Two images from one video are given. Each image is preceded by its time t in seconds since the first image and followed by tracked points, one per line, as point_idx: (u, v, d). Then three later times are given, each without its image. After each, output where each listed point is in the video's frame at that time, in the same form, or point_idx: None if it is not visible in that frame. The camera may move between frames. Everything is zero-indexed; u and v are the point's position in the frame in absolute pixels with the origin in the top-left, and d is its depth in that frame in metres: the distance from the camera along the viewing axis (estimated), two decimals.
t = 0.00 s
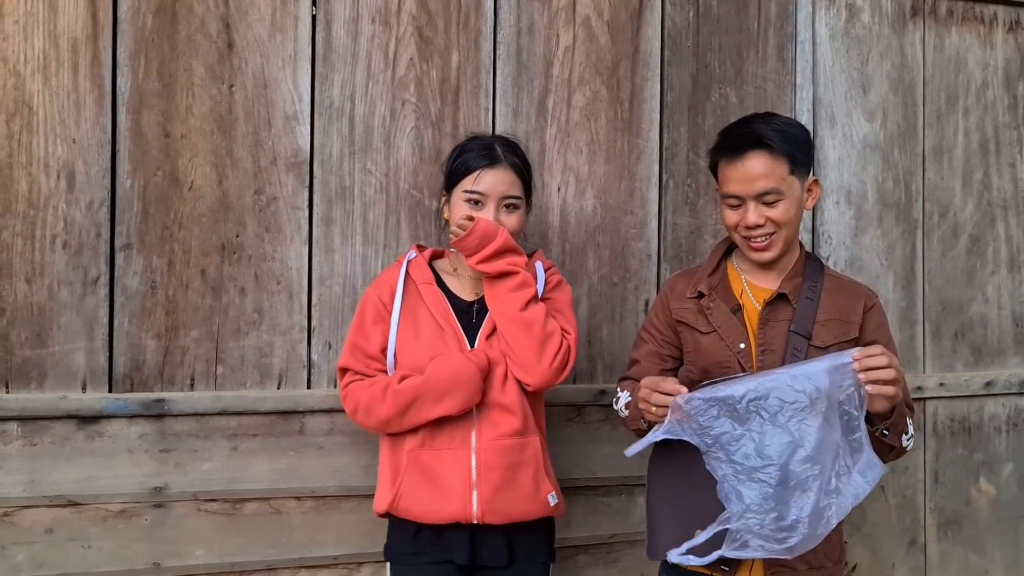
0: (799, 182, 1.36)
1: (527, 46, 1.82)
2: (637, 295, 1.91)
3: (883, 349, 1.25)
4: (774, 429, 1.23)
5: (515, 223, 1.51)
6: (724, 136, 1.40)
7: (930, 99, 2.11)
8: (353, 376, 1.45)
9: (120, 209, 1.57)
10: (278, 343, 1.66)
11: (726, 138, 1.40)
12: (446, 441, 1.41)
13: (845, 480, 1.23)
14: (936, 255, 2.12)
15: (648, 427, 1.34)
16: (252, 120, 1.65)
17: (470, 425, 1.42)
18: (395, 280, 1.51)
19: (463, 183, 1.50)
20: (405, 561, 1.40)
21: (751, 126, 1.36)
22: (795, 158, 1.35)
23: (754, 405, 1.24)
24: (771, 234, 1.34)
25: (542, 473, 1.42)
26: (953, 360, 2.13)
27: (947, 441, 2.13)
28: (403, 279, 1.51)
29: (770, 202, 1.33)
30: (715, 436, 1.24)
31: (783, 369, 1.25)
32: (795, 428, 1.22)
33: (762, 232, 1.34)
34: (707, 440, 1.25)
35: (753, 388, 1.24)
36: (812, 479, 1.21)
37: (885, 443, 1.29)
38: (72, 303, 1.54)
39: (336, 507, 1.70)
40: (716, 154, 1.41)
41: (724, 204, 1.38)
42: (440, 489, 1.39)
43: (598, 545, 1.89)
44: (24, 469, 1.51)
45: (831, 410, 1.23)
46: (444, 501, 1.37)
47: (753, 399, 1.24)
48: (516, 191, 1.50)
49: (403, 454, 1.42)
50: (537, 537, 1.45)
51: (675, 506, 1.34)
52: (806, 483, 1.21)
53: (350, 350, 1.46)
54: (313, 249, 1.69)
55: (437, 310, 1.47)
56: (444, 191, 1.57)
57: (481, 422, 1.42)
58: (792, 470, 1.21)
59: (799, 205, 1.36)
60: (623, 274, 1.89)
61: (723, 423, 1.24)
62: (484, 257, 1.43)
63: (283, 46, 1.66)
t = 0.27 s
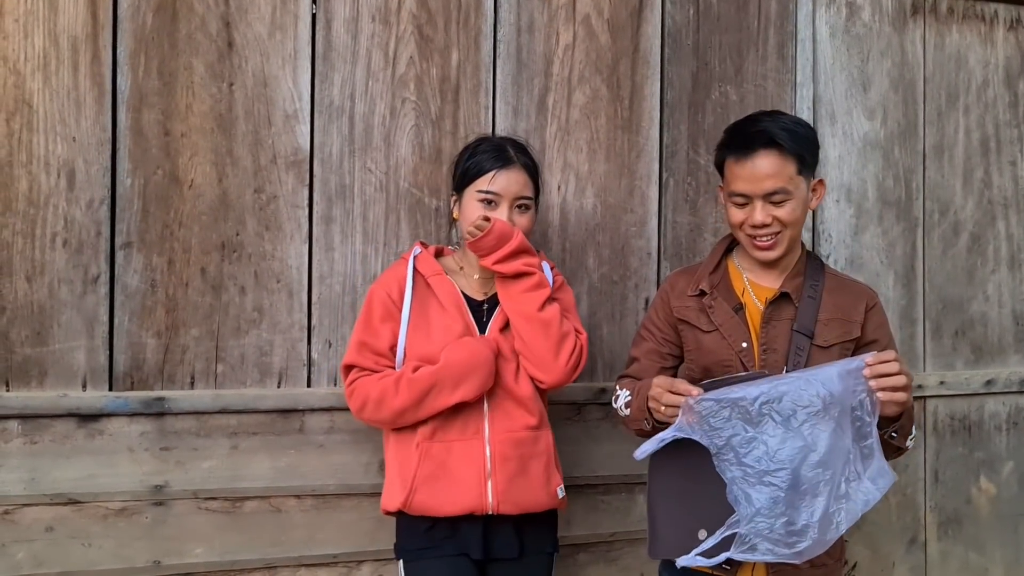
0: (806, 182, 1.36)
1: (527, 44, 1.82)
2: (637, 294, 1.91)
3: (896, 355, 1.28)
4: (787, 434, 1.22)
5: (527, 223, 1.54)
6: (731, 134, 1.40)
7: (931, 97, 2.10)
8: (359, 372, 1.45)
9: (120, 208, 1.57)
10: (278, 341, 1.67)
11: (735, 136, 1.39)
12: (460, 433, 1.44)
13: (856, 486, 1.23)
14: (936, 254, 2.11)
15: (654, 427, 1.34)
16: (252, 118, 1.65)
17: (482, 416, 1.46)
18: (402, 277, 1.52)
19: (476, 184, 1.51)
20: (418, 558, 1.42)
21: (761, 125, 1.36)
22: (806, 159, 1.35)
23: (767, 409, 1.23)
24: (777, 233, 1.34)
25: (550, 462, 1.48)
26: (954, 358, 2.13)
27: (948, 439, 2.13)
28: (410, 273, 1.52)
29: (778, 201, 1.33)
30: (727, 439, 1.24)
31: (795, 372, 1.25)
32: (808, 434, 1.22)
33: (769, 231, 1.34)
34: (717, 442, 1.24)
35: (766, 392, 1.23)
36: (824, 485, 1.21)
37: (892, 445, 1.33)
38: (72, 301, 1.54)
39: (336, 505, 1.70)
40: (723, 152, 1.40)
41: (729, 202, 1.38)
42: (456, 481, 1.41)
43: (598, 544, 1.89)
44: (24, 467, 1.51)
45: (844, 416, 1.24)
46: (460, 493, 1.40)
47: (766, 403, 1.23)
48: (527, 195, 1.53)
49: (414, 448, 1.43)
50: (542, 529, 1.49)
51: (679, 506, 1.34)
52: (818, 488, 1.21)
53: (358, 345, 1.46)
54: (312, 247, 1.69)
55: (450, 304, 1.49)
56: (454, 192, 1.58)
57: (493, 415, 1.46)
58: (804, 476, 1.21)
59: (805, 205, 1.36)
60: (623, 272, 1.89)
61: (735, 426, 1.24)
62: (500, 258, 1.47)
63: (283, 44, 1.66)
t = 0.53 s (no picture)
0: (806, 181, 1.36)
1: (526, 44, 1.82)
2: (637, 294, 1.90)
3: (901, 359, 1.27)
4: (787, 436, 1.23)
5: (530, 224, 1.55)
6: (731, 134, 1.40)
7: (931, 96, 2.10)
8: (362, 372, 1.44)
9: (119, 208, 1.57)
10: (277, 341, 1.66)
11: (733, 136, 1.38)
12: (466, 437, 1.44)
13: (859, 489, 1.23)
14: (936, 253, 2.11)
15: (653, 429, 1.34)
16: (251, 118, 1.64)
17: (488, 421, 1.46)
18: (404, 277, 1.52)
19: (479, 186, 1.51)
20: (420, 561, 1.42)
21: (760, 126, 1.35)
22: (807, 159, 1.36)
23: (769, 411, 1.23)
24: (776, 233, 1.34)
25: (554, 466, 1.49)
26: (954, 358, 2.13)
27: (948, 439, 2.13)
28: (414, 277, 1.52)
29: (778, 201, 1.32)
30: (727, 442, 1.24)
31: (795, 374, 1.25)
32: (809, 436, 1.23)
33: (768, 231, 1.34)
34: (719, 445, 1.24)
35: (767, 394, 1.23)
36: (826, 488, 1.22)
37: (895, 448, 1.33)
38: (71, 302, 1.54)
39: (335, 505, 1.69)
40: (723, 152, 1.40)
41: (729, 202, 1.38)
42: (461, 484, 1.41)
43: (598, 544, 1.89)
44: (23, 468, 1.51)
45: (846, 419, 1.24)
46: (466, 497, 1.40)
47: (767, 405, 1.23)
48: (531, 196, 1.53)
49: (419, 451, 1.42)
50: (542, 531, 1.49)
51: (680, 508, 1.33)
52: (820, 490, 1.21)
53: (361, 345, 1.45)
54: (311, 247, 1.69)
55: (456, 309, 1.50)
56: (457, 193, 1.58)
57: (498, 419, 1.47)
58: (805, 478, 1.21)
59: (805, 204, 1.36)
60: (622, 272, 1.89)
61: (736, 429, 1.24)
62: (506, 258, 1.47)
63: (281, 44, 1.66)
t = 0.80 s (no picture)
0: (809, 181, 1.35)
1: (527, 43, 1.81)
2: (637, 293, 1.90)
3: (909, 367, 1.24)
4: (785, 441, 1.24)
5: (533, 226, 1.54)
6: (733, 133, 1.40)
7: (932, 95, 2.10)
8: (365, 373, 1.44)
9: (119, 207, 1.57)
10: (277, 340, 1.66)
11: (736, 136, 1.38)
12: (469, 437, 1.44)
13: (860, 496, 1.23)
14: (937, 253, 2.11)
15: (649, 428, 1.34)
16: (251, 117, 1.64)
17: (491, 421, 1.46)
18: (407, 278, 1.51)
19: (483, 187, 1.51)
20: (424, 560, 1.42)
21: (763, 125, 1.35)
22: (810, 158, 1.35)
23: (769, 416, 1.25)
24: (779, 233, 1.34)
25: (558, 465, 1.49)
26: (955, 357, 2.13)
27: (949, 439, 2.13)
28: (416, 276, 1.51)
29: (781, 201, 1.32)
30: (725, 445, 1.25)
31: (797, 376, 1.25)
32: (806, 440, 1.24)
33: (771, 231, 1.33)
34: (718, 447, 1.25)
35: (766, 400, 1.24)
36: (824, 492, 1.22)
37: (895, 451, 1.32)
38: (71, 301, 1.54)
39: (335, 505, 1.69)
40: (725, 151, 1.39)
41: (731, 202, 1.37)
42: (465, 484, 1.41)
43: (598, 543, 1.88)
44: (23, 468, 1.51)
45: (847, 425, 1.24)
46: (470, 497, 1.40)
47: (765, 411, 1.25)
48: (534, 198, 1.53)
49: (423, 452, 1.42)
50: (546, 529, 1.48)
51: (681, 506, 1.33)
52: (817, 495, 1.22)
53: (364, 347, 1.44)
54: (311, 246, 1.68)
55: (459, 310, 1.49)
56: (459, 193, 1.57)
57: (502, 418, 1.46)
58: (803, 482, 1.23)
59: (808, 205, 1.36)
60: (623, 271, 1.89)
61: (734, 432, 1.25)
62: (509, 260, 1.47)
63: (281, 43, 1.66)
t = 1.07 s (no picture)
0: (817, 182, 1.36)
1: (527, 42, 1.81)
2: (638, 293, 1.90)
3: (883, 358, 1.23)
4: (789, 462, 1.21)
5: (536, 228, 1.54)
6: (742, 131, 1.39)
7: (933, 94, 2.09)
8: (369, 372, 1.44)
9: (119, 207, 1.56)
10: (277, 340, 1.66)
11: (748, 134, 1.37)
12: (473, 436, 1.44)
13: (872, 494, 1.24)
14: (939, 252, 2.10)
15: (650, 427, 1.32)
16: (251, 117, 1.64)
17: (495, 420, 1.46)
18: (410, 276, 1.51)
19: (488, 188, 1.50)
20: (430, 559, 1.42)
21: (776, 124, 1.35)
22: (821, 159, 1.36)
23: (769, 440, 1.21)
24: (789, 233, 1.33)
25: (561, 464, 1.49)
26: (957, 357, 2.12)
27: (951, 438, 2.12)
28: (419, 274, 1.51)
29: (793, 201, 1.32)
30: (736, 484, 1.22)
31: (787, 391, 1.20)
32: (809, 456, 1.21)
33: (782, 231, 1.33)
34: (729, 486, 1.22)
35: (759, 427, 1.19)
36: (841, 501, 1.21)
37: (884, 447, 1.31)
38: (71, 302, 1.54)
39: (336, 505, 1.69)
40: (734, 149, 1.39)
41: (742, 201, 1.36)
42: (470, 483, 1.41)
43: (599, 544, 1.88)
44: (23, 468, 1.51)
45: (844, 428, 1.22)
46: (475, 495, 1.40)
47: (762, 438, 1.21)
48: (539, 200, 1.53)
49: (428, 451, 1.42)
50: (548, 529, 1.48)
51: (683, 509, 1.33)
52: (836, 509, 1.21)
53: (368, 346, 1.44)
54: (312, 246, 1.68)
55: (462, 309, 1.49)
56: (463, 192, 1.57)
57: (506, 417, 1.46)
58: (819, 498, 1.21)
59: (816, 205, 1.36)
60: (624, 271, 1.89)
61: (739, 467, 1.21)
62: (511, 265, 1.47)
63: (282, 43, 1.65)
